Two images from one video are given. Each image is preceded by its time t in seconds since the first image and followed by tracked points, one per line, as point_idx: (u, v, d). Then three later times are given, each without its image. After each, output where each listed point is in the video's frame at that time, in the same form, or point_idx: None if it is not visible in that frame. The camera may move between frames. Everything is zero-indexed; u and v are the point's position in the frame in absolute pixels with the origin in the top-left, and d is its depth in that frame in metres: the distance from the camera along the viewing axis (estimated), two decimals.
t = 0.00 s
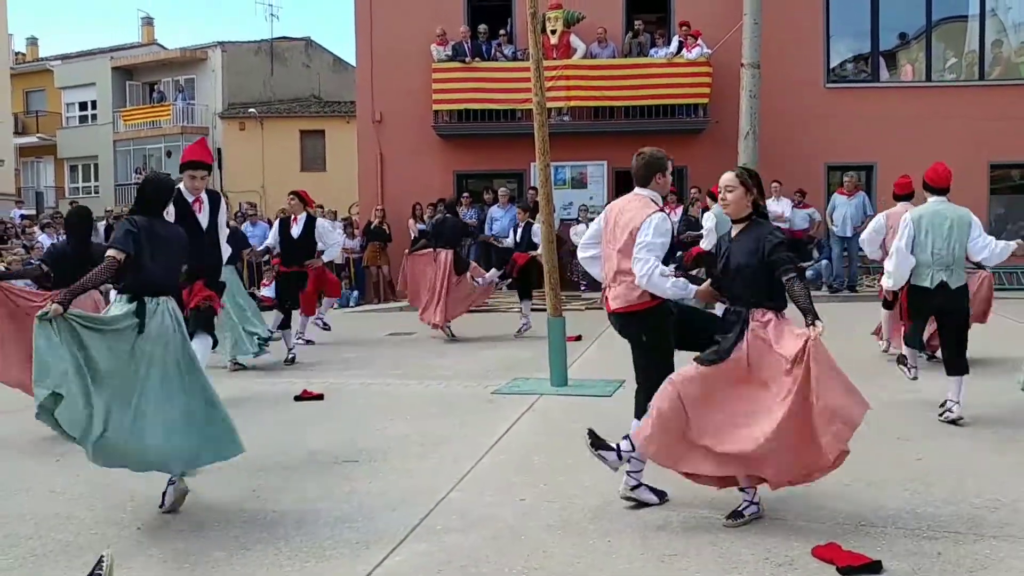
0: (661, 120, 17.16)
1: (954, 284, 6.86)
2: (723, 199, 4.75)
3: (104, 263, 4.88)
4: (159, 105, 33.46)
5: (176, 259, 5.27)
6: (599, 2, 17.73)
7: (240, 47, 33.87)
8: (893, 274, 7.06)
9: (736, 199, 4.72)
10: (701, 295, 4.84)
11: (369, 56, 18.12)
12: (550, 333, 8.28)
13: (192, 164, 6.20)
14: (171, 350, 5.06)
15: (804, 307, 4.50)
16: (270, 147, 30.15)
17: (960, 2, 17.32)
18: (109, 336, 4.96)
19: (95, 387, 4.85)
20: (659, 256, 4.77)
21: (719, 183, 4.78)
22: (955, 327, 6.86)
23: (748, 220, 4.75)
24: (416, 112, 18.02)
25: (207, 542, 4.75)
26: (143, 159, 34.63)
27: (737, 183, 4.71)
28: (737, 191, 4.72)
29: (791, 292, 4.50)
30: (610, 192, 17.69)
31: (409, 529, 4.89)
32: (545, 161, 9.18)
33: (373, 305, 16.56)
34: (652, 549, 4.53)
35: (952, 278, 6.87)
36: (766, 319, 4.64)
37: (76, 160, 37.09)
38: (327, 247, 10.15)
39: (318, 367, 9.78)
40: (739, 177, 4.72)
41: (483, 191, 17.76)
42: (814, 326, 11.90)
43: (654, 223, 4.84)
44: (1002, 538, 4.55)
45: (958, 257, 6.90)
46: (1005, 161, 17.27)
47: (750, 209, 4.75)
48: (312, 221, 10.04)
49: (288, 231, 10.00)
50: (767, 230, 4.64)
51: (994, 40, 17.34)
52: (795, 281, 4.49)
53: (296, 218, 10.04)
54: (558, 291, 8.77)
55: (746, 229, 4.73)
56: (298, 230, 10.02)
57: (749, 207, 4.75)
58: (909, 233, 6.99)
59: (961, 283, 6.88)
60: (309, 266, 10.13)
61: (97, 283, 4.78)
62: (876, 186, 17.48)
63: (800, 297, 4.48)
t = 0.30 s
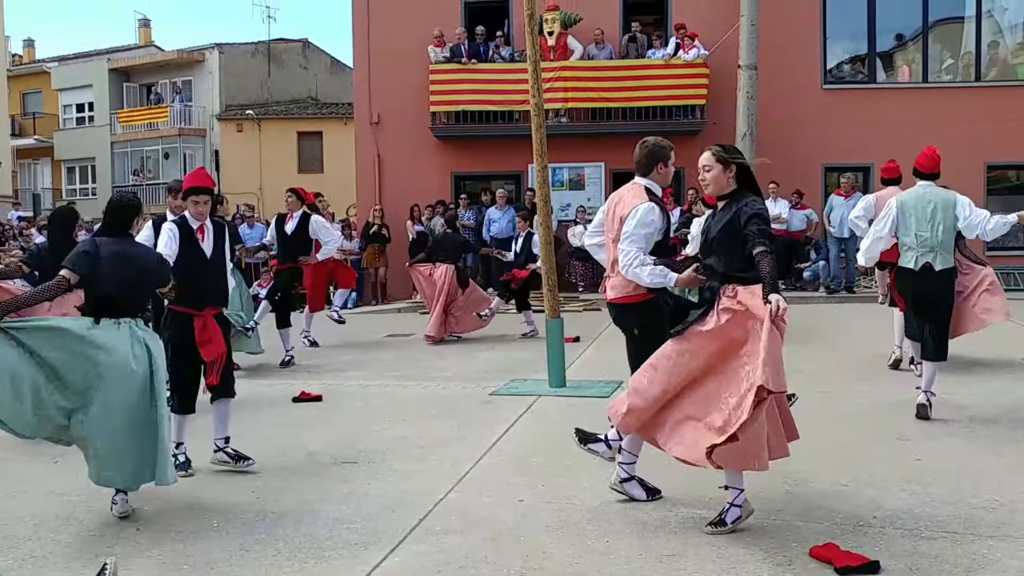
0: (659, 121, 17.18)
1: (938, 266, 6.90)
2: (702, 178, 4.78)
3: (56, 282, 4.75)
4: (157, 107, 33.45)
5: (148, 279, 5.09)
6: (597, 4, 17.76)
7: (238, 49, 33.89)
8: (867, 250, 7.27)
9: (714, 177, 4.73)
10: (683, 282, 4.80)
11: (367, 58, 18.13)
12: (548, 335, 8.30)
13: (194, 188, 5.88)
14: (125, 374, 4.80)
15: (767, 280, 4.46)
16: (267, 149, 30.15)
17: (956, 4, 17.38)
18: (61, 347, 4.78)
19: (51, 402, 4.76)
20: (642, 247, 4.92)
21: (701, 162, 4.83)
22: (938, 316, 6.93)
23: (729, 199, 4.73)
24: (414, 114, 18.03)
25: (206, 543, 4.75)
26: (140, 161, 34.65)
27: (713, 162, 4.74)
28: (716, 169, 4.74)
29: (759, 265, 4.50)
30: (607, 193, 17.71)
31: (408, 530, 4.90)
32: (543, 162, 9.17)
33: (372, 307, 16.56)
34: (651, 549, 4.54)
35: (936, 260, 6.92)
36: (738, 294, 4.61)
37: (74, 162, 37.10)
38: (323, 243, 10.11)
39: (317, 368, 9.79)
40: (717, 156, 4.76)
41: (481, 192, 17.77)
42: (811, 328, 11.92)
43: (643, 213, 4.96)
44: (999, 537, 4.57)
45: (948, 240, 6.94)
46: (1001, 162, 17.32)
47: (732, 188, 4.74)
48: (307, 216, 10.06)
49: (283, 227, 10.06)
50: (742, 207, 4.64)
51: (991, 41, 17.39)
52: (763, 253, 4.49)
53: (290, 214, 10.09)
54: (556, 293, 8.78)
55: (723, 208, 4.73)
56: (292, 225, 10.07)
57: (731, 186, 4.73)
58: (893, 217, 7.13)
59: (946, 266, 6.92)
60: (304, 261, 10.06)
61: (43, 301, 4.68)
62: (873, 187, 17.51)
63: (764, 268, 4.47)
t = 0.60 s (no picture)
0: (655, 123, 17.18)
1: (927, 278, 6.90)
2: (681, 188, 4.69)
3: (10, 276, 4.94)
4: (153, 108, 33.40)
5: (103, 269, 5.18)
6: (594, 5, 17.75)
7: (234, 50, 33.85)
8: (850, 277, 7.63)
9: (691, 187, 4.63)
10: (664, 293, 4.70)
11: (363, 58, 18.11)
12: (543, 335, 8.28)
13: (210, 193, 6.11)
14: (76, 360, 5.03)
15: (730, 303, 4.35)
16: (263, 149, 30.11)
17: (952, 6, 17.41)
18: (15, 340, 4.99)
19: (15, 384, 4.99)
20: (635, 259, 4.83)
21: (682, 173, 4.75)
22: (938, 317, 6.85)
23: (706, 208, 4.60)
24: (410, 114, 18.01)
25: (199, 544, 4.72)
26: (136, 162, 34.57)
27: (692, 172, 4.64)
28: (693, 177, 4.63)
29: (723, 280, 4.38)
30: (604, 194, 17.69)
31: (402, 530, 4.88)
32: (539, 161, 9.15)
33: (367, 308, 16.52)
34: (646, 550, 4.52)
35: (925, 271, 6.92)
36: (709, 308, 4.47)
37: (69, 162, 36.99)
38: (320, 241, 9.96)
39: (312, 369, 9.77)
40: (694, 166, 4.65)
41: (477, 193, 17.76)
42: (806, 329, 11.91)
43: (630, 224, 4.83)
44: (993, 538, 4.55)
45: (940, 251, 6.91)
46: (997, 164, 17.35)
47: (710, 195, 4.61)
48: (303, 215, 9.95)
49: (280, 227, 9.96)
50: (713, 216, 4.50)
51: (987, 43, 17.42)
52: (726, 267, 4.37)
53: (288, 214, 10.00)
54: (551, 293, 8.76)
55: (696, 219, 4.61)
56: (289, 225, 9.95)
57: (708, 195, 4.61)
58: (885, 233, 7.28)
59: (939, 275, 6.89)
60: (302, 260, 9.93)
61: None
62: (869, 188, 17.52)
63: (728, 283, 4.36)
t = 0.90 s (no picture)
0: (647, 120, 17.17)
1: (923, 284, 6.94)
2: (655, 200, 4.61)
3: None
4: (143, 107, 33.26)
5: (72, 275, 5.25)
6: (585, 3, 17.72)
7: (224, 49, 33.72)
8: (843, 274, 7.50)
9: (658, 201, 4.58)
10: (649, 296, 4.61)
11: (354, 56, 18.04)
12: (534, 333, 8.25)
13: (207, 165, 6.09)
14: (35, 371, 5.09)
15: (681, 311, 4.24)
16: (254, 148, 30.00)
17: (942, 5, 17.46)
18: None
19: None
20: (633, 267, 4.76)
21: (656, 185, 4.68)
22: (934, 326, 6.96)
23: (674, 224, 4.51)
24: (401, 112, 17.97)
25: (189, 545, 4.67)
26: (126, 161, 34.42)
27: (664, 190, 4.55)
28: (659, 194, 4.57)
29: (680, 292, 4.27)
30: (595, 193, 17.67)
31: (392, 530, 4.84)
32: (530, 159, 9.11)
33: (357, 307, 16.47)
34: (639, 549, 4.50)
35: (920, 278, 6.95)
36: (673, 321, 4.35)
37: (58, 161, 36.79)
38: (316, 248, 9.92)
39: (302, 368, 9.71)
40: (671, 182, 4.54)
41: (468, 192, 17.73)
42: (796, 326, 11.90)
43: (631, 235, 4.81)
44: (984, 534, 4.54)
45: (939, 257, 6.91)
46: (987, 162, 17.38)
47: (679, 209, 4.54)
48: (296, 221, 9.90)
49: (273, 233, 9.89)
50: (678, 235, 4.42)
51: (977, 41, 17.45)
52: (685, 282, 4.25)
53: (279, 221, 9.92)
54: (543, 291, 8.73)
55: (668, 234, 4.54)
56: (283, 232, 9.89)
57: (672, 211, 4.55)
58: (884, 238, 7.24)
59: (935, 282, 6.91)
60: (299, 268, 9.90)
61: None
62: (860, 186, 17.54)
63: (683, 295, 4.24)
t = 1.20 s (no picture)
0: (624, 126, 17.22)
1: (910, 264, 7.18)
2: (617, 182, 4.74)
3: None
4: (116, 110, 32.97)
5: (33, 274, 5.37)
6: (561, 8, 17.75)
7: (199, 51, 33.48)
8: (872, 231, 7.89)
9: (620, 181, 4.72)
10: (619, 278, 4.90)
11: (330, 60, 17.96)
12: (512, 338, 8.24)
13: (181, 196, 5.96)
14: None
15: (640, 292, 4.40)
16: (229, 151, 29.81)
17: (914, 12, 17.66)
18: None
19: None
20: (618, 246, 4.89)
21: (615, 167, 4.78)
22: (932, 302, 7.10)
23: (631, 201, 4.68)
24: (378, 117, 17.92)
25: (164, 554, 4.61)
26: (99, 164, 34.08)
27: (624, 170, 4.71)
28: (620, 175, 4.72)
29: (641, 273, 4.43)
30: (573, 198, 17.70)
31: (370, 539, 4.81)
32: (507, 164, 9.09)
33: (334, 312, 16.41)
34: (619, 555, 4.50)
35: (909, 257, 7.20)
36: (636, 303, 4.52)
37: (29, 164, 36.35)
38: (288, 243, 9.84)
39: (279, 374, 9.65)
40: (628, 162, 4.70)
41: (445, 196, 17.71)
42: (773, 331, 11.97)
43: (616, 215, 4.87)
44: (960, 539, 4.59)
45: (926, 237, 7.16)
46: (959, 168, 17.58)
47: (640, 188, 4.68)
48: (269, 216, 9.81)
49: (246, 228, 9.80)
50: (638, 214, 4.56)
51: (948, 49, 17.66)
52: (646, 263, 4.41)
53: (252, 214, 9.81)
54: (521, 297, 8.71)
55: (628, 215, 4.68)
56: (255, 226, 9.80)
57: (631, 188, 4.70)
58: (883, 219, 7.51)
59: (924, 260, 7.16)
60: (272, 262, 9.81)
61: None
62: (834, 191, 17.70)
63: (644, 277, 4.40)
